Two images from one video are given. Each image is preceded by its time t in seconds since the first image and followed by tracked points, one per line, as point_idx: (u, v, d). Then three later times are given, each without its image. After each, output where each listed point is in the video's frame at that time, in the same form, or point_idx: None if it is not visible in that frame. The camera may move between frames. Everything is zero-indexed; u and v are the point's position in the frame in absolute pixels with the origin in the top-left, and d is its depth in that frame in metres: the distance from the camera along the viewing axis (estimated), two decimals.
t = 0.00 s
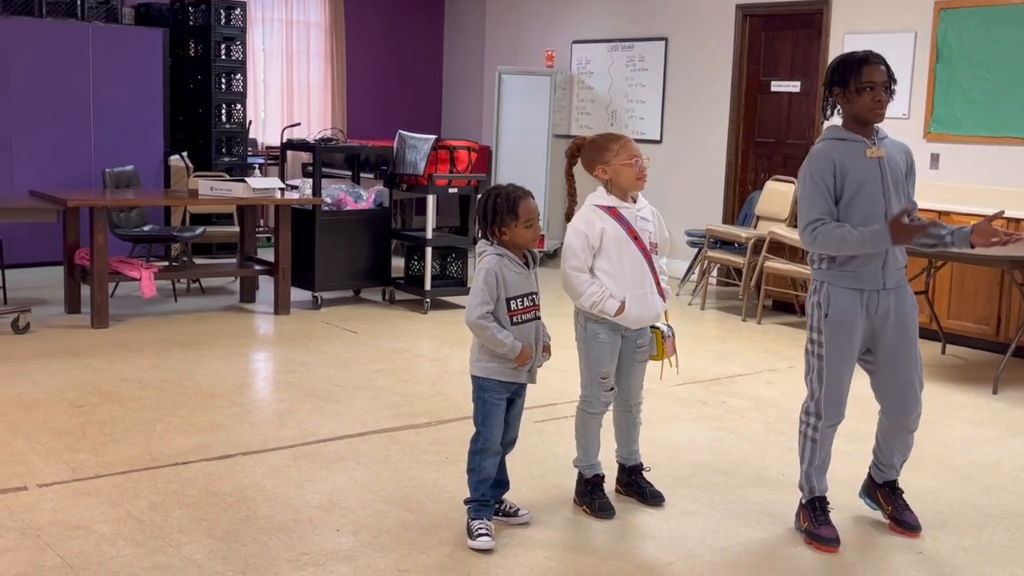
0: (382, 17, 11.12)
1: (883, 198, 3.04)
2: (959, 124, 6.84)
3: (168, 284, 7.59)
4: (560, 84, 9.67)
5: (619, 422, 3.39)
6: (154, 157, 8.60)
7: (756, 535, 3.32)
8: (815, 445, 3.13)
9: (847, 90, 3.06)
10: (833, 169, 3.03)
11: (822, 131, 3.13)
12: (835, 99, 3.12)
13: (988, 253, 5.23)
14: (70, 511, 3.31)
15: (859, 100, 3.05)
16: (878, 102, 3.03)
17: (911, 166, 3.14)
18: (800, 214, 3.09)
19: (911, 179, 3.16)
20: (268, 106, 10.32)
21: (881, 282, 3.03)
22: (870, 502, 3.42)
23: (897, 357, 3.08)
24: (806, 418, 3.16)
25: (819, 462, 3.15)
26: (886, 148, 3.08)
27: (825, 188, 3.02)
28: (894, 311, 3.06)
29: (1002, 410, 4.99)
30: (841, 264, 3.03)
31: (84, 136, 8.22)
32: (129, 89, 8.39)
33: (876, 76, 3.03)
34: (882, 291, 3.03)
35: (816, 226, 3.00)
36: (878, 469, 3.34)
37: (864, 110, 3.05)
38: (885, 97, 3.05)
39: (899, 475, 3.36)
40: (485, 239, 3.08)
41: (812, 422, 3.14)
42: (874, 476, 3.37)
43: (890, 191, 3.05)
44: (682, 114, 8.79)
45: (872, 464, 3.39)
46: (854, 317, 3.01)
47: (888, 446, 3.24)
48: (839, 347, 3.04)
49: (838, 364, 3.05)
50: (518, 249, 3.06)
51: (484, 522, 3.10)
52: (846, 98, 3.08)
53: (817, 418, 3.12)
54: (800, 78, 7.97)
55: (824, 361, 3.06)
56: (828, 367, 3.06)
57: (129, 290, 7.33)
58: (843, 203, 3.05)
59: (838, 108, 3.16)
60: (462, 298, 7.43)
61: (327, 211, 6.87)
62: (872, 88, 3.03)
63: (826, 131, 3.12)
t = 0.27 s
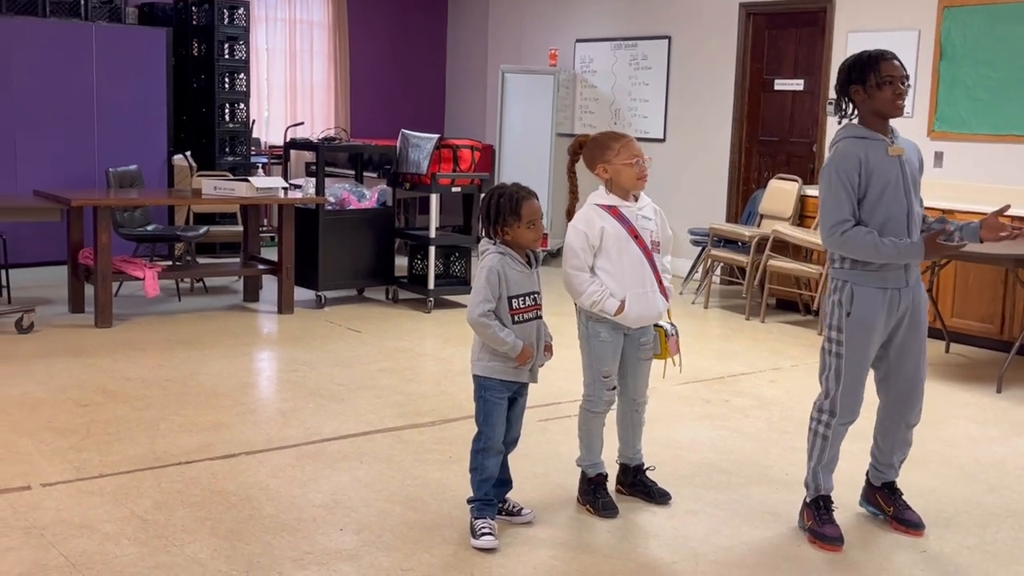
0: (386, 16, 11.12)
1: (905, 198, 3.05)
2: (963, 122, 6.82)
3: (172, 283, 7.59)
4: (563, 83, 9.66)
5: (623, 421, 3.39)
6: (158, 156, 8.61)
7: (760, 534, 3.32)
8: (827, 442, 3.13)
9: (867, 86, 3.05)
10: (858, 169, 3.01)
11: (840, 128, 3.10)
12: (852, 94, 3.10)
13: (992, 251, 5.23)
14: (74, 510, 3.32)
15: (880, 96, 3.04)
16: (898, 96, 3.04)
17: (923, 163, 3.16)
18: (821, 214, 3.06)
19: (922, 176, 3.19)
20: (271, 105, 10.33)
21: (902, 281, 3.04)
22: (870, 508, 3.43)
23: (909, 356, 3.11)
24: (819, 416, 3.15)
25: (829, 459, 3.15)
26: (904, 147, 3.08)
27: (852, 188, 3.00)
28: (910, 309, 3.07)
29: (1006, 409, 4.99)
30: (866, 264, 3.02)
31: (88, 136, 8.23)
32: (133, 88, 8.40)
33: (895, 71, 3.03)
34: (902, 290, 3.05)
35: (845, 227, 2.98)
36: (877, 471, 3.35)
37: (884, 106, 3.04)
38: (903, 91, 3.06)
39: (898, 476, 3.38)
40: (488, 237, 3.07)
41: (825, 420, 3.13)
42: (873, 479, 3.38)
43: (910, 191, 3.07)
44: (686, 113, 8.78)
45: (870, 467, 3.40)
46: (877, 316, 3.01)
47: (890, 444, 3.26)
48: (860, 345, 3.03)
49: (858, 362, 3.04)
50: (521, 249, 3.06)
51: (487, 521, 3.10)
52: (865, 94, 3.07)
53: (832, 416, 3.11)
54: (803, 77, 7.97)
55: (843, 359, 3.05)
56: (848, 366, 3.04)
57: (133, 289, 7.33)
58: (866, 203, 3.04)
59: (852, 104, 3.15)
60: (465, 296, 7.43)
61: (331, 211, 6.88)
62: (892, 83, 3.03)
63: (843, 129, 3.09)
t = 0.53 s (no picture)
0: (388, 15, 11.12)
1: (920, 197, 3.05)
2: (966, 120, 6.81)
3: (174, 283, 7.60)
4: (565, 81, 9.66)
5: (626, 420, 3.38)
6: (160, 156, 8.61)
7: (762, 532, 3.32)
8: (833, 439, 3.13)
9: (883, 85, 3.04)
10: (876, 168, 3.00)
11: (856, 126, 3.09)
12: (867, 93, 3.09)
13: (995, 249, 5.23)
14: (76, 510, 3.32)
15: (896, 95, 3.03)
16: (914, 94, 3.03)
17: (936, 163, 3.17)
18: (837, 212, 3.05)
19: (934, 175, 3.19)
20: (274, 105, 10.33)
21: (916, 281, 3.04)
22: (871, 511, 3.43)
23: (914, 353, 3.12)
24: (826, 412, 3.15)
25: (834, 456, 3.15)
26: (919, 146, 3.08)
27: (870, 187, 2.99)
28: (920, 308, 3.08)
29: (1009, 407, 4.98)
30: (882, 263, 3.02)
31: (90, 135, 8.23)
32: (136, 88, 8.40)
33: (910, 70, 3.02)
34: (914, 289, 3.05)
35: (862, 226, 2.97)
36: (875, 471, 3.37)
37: (900, 104, 3.03)
38: (919, 89, 3.05)
39: (896, 475, 3.39)
40: (489, 237, 3.07)
41: (832, 416, 3.13)
42: (871, 480, 3.40)
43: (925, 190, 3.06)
44: (688, 111, 8.77)
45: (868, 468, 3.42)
46: (890, 315, 3.01)
47: (889, 441, 3.28)
48: (872, 343, 3.02)
49: (869, 360, 3.04)
50: (523, 248, 3.06)
51: (489, 520, 3.10)
52: (882, 93, 3.06)
53: (839, 413, 3.11)
54: (806, 75, 7.96)
55: (855, 357, 3.05)
56: (859, 364, 3.04)
57: (136, 288, 7.34)
58: (882, 202, 3.03)
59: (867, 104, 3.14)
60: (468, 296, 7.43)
61: (333, 210, 6.88)
62: (908, 81, 3.02)
63: (860, 128, 3.08)
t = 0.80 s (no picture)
0: (390, 15, 11.12)
1: (923, 196, 3.05)
2: (968, 118, 6.80)
3: (177, 283, 7.61)
4: (567, 81, 9.65)
5: (627, 418, 3.39)
6: (162, 156, 8.62)
7: (764, 531, 3.32)
8: (836, 436, 3.13)
9: (892, 84, 3.03)
10: (880, 166, 2.99)
11: (862, 124, 3.08)
12: (875, 91, 3.08)
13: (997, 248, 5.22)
14: (79, 509, 3.33)
15: (904, 94, 3.02)
16: (922, 95, 3.03)
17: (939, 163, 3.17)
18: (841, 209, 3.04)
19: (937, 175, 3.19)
20: (276, 104, 10.34)
21: (919, 278, 3.04)
22: (873, 511, 3.42)
23: (916, 350, 3.13)
24: (829, 409, 3.15)
25: (837, 453, 3.15)
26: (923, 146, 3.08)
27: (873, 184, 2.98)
28: (922, 306, 3.08)
29: (1012, 406, 4.97)
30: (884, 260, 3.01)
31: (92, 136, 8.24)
32: (138, 88, 8.41)
33: (920, 70, 3.02)
34: (918, 287, 3.04)
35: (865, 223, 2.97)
36: (877, 470, 3.36)
37: (908, 104, 3.03)
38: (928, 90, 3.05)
39: (898, 474, 3.39)
40: (491, 237, 3.07)
41: (834, 414, 3.13)
42: (873, 480, 3.39)
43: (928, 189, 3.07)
44: (690, 110, 8.77)
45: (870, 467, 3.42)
46: (894, 312, 3.01)
47: (890, 439, 3.28)
48: (875, 341, 3.02)
49: (872, 357, 3.04)
50: (525, 246, 3.06)
51: (491, 519, 3.10)
52: (890, 91, 3.05)
53: (842, 410, 3.11)
54: (808, 74, 7.96)
55: (857, 354, 3.05)
56: (862, 361, 3.04)
57: (138, 288, 7.35)
58: (886, 199, 3.03)
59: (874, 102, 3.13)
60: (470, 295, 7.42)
61: (335, 210, 6.88)
62: (917, 81, 3.02)
63: (865, 125, 3.08)
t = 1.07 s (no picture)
0: (392, 15, 11.12)
1: (922, 194, 3.04)
2: (971, 117, 6.80)
3: (180, 282, 7.61)
4: (570, 80, 9.65)
5: (630, 417, 3.39)
6: (165, 156, 8.62)
7: (767, 530, 3.32)
8: (835, 435, 3.13)
9: (894, 81, 3.03)
10: (879, 162, 2.99)
11: (863, 120, 3.08)
12: (877, 88, 3.08)
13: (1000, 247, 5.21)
14: (82, 508, 3.33)
15: (906, 91, 3.03)
16: (925, 93, 3.02)
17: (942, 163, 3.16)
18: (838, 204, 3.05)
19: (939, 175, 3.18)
20: (279, 104, 10.34)
21: (914, 277, 3.04)
22: (876, 510, 3.42)
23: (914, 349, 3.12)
24: (827, 407, 3.15)
25: (837, 452, 3.15)
26: (925, 145, 3.07)
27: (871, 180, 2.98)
28: (918, 305, 3.07)
29: (1015, 405, 4.97)
30: (880, 257, 3.01)
31: (95, 135, 8.25)
32: (141, 88, 8.42)
33: (923, 69, 3.02)
34: (913, 286, 3.04)
35: (860, 219, 2.97)
36: (879, 470, 3.36)
37: (910, 102, 3.03)
38: (930, 89, 3.05)
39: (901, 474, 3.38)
40: (495, 237, 3.06)
41: (833, 413, 3.13)
42: (875, 479, 3.39)
43: (928, 188, 3.06)
44: (692, 110, 8.77)
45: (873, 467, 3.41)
46: (888, 311, 3.01)
47: (890, 438, 3.28)
48: (870, 339, 3.02)
49: (868, 356, 3.04)
50: (530, 245, 3.06)
51: (493, 518, 3.10)
52: (892, 89, 3.05)
53: (840, 408, 3.11)
54: (811, 73, 7.96)
55: (853, 353, 3.05)
56: (858, 360, 3.04)
57: (141, 288, 7.36)
58: (883, 196, 3.03)
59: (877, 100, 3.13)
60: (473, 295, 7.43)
61: (338, 209, 6.89)
62: (920, 80, 3.02)
63: (867, 122, 3.08)
